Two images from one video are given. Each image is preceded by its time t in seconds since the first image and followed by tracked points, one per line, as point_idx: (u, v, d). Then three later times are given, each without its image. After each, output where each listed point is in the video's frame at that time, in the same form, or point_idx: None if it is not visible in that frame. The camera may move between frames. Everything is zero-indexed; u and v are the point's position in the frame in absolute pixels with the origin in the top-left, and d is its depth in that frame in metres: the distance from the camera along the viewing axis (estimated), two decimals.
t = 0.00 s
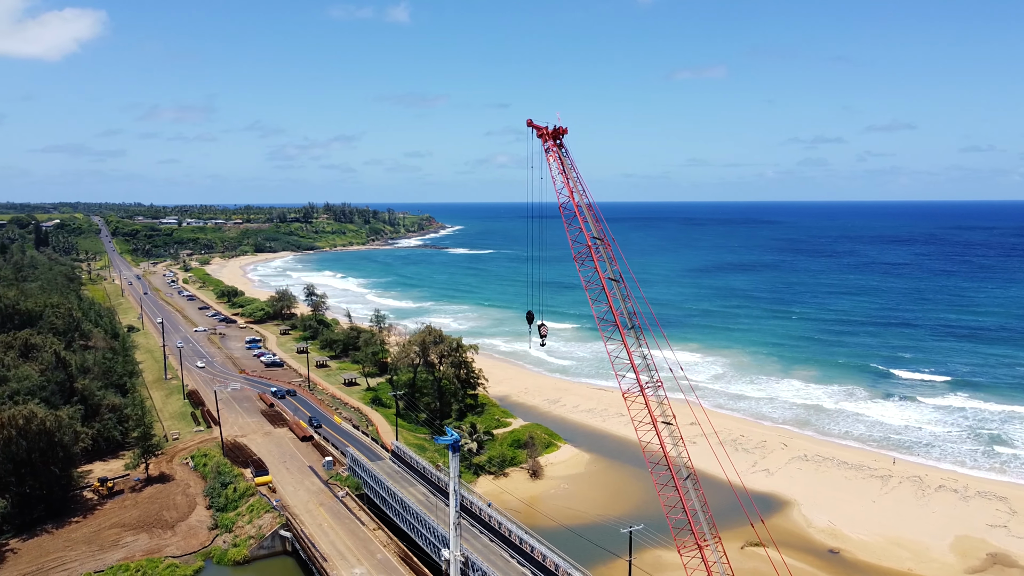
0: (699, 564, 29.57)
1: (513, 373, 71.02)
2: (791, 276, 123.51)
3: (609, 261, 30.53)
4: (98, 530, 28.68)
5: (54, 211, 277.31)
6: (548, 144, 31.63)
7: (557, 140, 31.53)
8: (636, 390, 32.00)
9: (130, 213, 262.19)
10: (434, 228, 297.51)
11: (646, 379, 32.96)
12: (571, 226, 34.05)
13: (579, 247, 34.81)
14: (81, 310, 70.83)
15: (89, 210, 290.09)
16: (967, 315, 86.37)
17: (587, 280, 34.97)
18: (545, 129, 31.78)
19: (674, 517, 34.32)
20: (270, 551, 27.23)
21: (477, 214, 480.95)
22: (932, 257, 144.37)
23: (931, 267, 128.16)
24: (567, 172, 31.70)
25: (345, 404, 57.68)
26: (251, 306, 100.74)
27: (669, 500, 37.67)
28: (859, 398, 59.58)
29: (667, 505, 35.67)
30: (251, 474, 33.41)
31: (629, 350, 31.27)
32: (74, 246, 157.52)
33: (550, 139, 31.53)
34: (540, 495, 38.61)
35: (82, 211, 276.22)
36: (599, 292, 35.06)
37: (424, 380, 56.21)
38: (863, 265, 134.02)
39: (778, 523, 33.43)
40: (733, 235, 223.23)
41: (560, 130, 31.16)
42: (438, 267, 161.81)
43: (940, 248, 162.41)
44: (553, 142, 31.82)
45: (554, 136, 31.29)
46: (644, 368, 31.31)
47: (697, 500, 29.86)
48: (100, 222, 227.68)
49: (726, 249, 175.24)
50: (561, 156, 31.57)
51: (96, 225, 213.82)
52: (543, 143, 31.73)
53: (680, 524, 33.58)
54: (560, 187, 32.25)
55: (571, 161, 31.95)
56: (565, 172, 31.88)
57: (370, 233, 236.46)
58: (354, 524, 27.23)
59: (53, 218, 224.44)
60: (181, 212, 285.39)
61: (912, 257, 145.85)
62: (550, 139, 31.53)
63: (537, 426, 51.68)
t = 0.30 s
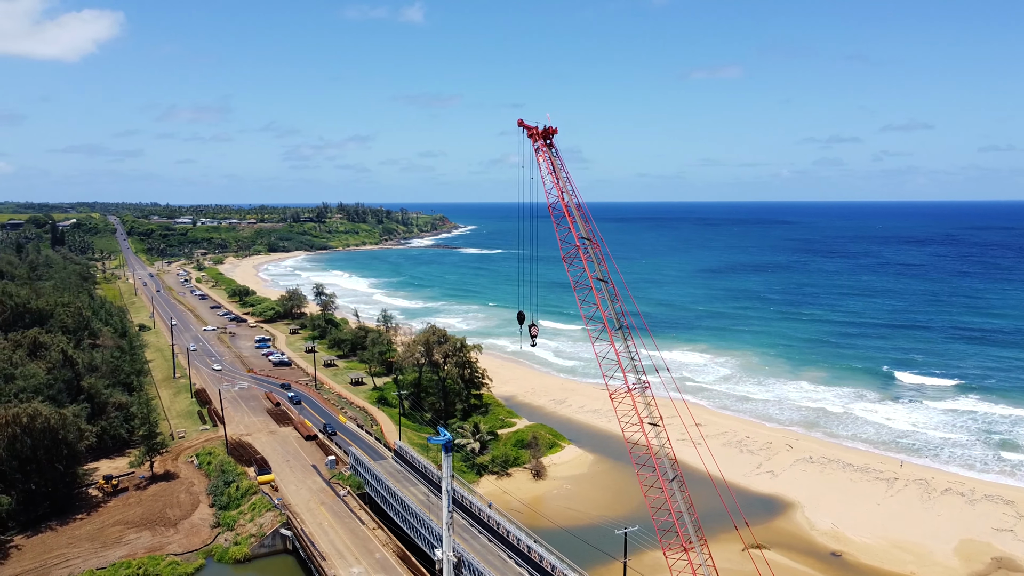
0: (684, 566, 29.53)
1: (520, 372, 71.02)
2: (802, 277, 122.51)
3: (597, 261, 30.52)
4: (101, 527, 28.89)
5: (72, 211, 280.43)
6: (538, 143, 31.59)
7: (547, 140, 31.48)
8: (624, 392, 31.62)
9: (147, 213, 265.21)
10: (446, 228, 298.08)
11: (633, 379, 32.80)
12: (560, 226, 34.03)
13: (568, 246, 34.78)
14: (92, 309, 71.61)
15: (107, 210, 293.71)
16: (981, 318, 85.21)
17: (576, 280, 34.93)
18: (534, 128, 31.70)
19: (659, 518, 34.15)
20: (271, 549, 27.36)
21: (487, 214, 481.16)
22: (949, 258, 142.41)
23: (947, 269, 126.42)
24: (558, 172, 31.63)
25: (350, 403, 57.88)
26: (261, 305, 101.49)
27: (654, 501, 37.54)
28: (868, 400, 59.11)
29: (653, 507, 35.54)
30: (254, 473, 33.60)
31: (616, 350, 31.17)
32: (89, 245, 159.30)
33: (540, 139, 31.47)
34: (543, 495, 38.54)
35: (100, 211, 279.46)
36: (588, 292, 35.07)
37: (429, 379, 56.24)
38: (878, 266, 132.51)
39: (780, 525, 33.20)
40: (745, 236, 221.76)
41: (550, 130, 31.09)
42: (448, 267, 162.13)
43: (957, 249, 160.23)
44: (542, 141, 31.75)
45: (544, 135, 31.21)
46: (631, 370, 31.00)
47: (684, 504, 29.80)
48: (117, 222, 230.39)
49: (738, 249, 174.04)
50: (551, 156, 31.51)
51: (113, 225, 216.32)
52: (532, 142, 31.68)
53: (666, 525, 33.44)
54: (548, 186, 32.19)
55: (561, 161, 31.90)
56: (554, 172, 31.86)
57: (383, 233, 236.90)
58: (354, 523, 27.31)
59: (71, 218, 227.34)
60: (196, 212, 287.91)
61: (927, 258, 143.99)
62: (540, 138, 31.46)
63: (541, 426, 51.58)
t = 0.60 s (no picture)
0: (670, 567, 29.39)
1: (528, 373, 70.98)
2: (814, 278, 121.63)
3: (585, 262, 30.45)
4: (105, 525, 29.16)
5: (88, 211, 282.03)
6: (529, 143, 31.47)
7: (538, 140, 31.36)
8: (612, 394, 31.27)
9: (163, 213, 267.80)
10: (459, 227, 298.55)
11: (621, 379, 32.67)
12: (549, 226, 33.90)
13: (557, 246, 34.66)
14: (102, 308, 72.37)
15: (123, 210, 296.24)
16: (995, 320, 84.19)
17: (564, 280, 34.84)
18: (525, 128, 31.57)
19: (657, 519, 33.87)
20: (271, 548, 27.45)
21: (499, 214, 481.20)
22: (964, 259, 140.80)
23: (962, 270, 124.95)
24: (548, 173, 31.51)
25: (356, 402, 58.03)
26: (271, 304, 102.16)
27: (640, 502, 37.13)
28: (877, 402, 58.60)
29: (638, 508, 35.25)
30: (257, 472, 33.79)
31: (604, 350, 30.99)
32: (105, 245, 160.97)
33: (531, 138, 31.35)
34: (545, 496, 38.48)
35: (116, 211, 281.79)
36: (577, 292, 34.97)
37: (434, 379, 56.29)
38: (891, 268, 131.20)
39: (783, 527, 32.95)
40: (757, 236, 220.50)
41: (541, 130, 30.97)
42: (459, 266, 162.38)
43: (974, 250, 158.28)
44: (533, 142, 31.64)
45: (535, 135, 31.12)
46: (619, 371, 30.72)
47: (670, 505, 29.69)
48: (134, 222, 232.57)
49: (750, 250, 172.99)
50: (541, 156, 31.41)
51: (129, 224, 218.50)
52: (523, 142, 31.55)
53: (651, 526, 33.18)
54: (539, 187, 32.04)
55: (552, 161, 31.82)
56: (545, 173, 31.75)
57: (399, 233, 236.28)
58: (354, 522, 27.38)
59: (88, 217, 229.96)
60: (210, 211, 289.94)
61: (942, 259, 142.40)
62: (531, 138, 31.35)
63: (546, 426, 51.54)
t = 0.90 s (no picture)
0: (652, 568, 29.31)
1: (535, 372, 70.92)
2: (825, 279, 120.69)
3: (573, 262, 30.41)
4: (108, 521, 29.44)
5: (105, 211, 284.33)
6: (518, 142, 31.34)
7: (527, 139, 31.24)
8: (598, 394, 31.07)
9: (179, 213, 270.25)
10: (471, 227, 298.82)
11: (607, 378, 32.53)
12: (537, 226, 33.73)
13: (545, 246, 34.53)
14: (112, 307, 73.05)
15: (139, 210, 298.87)
16: (1009, 322, 83.05)
17: (552, 280, 34.70)
18: (514, 127, 31.44)
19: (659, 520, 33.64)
20: (272, 546, 27.60)
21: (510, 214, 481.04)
22: (980, 260, 139.02)
23: (977, 271, 123.31)
24: (537, 172, 31.37)
25: (361, 402, 58.17)
26: (281, 304, 102.69)
27: (624, 504, 36.94)
28: (885, 404, 58.02)
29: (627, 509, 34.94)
30: (260, 470, 34.00)
31: (589, 349, 30.83)
32: (120, 244, 162.56)
33: (520, 137, 31.22)
34: (546, 496, 38.46)
35: (132, 211, 283.74)
36: (564, 292, 34.92)
37: (439, 379, 56.34)
38: (906, 268, 129.77)
39: (785, 529, 32.70)
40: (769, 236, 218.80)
41: (530, 129, 30.83)
42: (469, 266, 162.57)
43: (990, 250, 156.14)
44: (522, 141, 31.49)
45: (524, 135, 30.99)
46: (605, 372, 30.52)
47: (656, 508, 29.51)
48: (150, 221, 234.63)
49: (762, 250, 171.80)
50: (530, 155, 31.29)
51: (144, 224, 220.60)
52: (512, 141, 31.44)
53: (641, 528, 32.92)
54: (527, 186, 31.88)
55: (541, 161, 31.70)
56: (534, 172, 31.62)
57: (409, 233, 237.59)
58: (354, 521, 27.50)
59: (105, 216, 232.33)
60: (224, 211, 291.67)
61: (958, 259, 140.70)
62: (520, 137, 31.22)
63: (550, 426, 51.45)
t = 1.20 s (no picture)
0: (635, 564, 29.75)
1: (541, 373, 70.89)
2: (836, 280, 119.80)
3: (561, 262, 30.45)
4: (111, 519, 29.66)
5: (120, 210, 286.83)
6: (508, 143, 31.16)
7: (517, 140, 31.05)
8: (585, 394, 31.12)
9: (193, 212, 272.22)
10: (482, 226, 299.04)
11: (594, 377, 32.61)
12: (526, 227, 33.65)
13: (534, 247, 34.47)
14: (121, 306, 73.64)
15: (163, 211, 300.81)
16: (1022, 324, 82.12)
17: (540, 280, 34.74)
18: (504, 127, 31.23)
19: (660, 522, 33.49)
20: (272, 544, 27.73)
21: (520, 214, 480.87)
22: (995, 262, 137.49)
23: (991, 272, 121.97)
24: (528, 174, 31.13)
25: (366, 401, 58.30)
26: (290, 303, 103.25)
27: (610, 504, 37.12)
28: (893, 406, 57.54)
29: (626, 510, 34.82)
30: (262, 469, 34.15)
31: (576, 349, 30.88)
32: (133, 244, 164.02)
33: (510, 137, 31.05)
34: (548, 496, 38.42)
35: (147, 211, 286.06)
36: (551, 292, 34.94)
37: (443, 379, 56.35)
38: (918, 270, 128.57)
39: (787, 531, 32.47)
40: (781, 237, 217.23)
41: (520, 129, 30.62)
42: (479, 266, 162.70)
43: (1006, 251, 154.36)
44: (512, 142, 31.29)
45: (514, 135, 30.82)
46: (592, 373, 30.57)
47: (640, 509, 29.55)
48: (164, 221, 236.64)
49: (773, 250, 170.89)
50: (520, 155, 31.14)
51: (158, 223, 222.70)
52: (502, 141, 31.24)
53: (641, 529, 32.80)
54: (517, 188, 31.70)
55: (531, 162, 31.58)
56: (524, 172, 31.49)
57: (421, 233, 237.95)
58: (353, 521, 27.57)
59: (120, 216, 234.70)
60: (237, 211, 293.33)
61: (972, 261, 139.30)
62: (509, 137, 31.05)
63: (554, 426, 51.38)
